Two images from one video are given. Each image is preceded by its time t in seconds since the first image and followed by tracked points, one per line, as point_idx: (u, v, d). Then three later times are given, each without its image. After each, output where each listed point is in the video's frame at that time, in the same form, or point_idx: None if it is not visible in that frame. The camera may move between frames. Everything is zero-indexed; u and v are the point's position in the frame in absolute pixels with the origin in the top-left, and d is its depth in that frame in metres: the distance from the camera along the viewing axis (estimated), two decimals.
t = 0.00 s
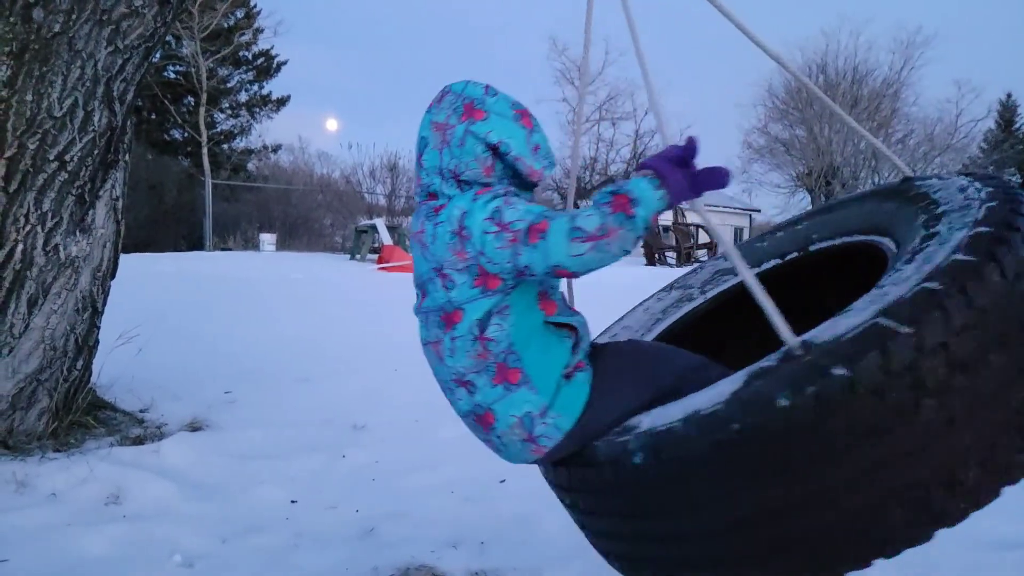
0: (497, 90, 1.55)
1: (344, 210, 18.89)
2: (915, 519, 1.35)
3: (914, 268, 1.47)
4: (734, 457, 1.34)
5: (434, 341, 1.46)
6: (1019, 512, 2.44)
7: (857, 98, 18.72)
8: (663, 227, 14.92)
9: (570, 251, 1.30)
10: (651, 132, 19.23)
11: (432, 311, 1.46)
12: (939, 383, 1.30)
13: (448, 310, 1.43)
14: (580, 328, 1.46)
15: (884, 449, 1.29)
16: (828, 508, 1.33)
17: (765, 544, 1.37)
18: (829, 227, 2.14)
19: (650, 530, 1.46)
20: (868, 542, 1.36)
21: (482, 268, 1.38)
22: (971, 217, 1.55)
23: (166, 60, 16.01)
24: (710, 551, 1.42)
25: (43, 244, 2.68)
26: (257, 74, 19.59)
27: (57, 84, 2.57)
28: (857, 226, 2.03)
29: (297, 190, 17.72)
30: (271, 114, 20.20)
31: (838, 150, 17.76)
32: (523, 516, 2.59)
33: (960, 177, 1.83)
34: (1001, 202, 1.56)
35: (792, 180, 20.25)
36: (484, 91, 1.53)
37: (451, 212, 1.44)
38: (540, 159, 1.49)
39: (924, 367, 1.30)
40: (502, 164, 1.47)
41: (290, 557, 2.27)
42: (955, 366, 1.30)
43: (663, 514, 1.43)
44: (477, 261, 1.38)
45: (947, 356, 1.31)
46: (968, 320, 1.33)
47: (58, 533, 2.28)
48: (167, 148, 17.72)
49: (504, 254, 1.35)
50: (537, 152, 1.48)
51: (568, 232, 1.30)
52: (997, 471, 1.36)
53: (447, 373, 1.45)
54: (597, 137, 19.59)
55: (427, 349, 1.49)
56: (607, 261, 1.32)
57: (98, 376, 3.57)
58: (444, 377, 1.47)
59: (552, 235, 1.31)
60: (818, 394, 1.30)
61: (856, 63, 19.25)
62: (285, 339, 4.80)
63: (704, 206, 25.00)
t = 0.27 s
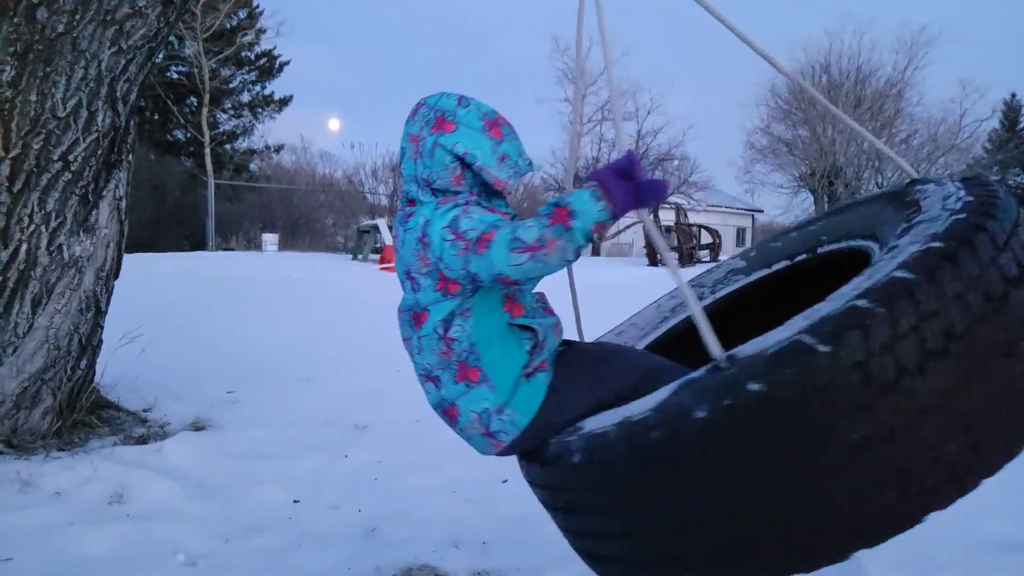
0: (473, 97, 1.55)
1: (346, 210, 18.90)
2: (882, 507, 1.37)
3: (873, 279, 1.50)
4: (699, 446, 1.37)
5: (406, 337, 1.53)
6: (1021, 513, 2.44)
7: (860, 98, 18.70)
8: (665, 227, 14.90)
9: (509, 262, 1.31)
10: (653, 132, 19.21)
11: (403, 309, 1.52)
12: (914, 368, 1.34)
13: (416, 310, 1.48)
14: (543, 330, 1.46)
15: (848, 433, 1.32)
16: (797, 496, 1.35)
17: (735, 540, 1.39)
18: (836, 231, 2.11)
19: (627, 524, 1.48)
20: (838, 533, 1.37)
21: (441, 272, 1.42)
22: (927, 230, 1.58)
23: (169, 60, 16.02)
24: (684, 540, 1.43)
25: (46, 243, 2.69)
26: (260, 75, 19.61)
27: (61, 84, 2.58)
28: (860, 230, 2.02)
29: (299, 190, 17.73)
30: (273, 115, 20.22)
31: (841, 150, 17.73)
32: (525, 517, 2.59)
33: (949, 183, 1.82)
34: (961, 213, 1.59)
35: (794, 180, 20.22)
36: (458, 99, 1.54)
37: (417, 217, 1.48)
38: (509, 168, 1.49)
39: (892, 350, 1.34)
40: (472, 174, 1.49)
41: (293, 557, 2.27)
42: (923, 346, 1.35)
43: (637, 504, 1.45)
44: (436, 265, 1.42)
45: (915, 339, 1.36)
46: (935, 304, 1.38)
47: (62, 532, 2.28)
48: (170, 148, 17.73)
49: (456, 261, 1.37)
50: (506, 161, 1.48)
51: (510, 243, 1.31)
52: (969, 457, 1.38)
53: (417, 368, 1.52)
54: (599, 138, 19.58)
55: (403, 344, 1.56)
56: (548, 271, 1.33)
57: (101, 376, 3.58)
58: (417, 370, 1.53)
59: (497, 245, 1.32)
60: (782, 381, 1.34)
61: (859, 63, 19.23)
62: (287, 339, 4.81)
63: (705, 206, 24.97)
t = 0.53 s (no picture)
0: (453, 106, 1.69)
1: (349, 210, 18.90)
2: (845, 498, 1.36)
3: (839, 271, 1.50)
4: (660, 435, 1.38)
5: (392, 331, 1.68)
6: None
7: (864, 97, 18.66)
8: (668, 227, 14.87)
9: (459, 267, 1.42)
10: (656, 132, 19.18)
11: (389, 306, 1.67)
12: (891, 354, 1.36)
13: (396, 307, 1.63)
14: (510, 328, 1.57)
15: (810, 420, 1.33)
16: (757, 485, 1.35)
17: (699, 532, 1.39)
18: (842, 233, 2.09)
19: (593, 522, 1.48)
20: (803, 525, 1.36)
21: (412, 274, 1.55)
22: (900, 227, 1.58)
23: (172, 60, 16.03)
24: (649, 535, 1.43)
25: (51, 243, 2.69)
26: (263, 74, 19.60)
27: (65, 84, 2.59)
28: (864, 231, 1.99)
29: (302, 190, 17.74)
30: (276, 115, 20.22)
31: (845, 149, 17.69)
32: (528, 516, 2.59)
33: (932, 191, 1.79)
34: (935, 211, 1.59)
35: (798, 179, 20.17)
36: (438, 109, 1.68)
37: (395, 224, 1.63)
38: (484, 172, 1.62)
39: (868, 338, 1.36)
40: (449, 179, 1.62)
41: (297, 556, 2.28)
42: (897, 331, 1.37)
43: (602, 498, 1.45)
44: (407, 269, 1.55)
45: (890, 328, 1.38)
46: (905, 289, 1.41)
47: (67, 530, 2.29)
48: (173, 148, 17.75)
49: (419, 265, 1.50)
50: (480, 167, 1.61)
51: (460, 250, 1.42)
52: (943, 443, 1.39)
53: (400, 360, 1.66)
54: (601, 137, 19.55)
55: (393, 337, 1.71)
56: (497, 275, 1.43)
57: (106, 375, 3.58)
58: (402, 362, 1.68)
59: (449, 251, 1.44)
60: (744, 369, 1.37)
61: (862, 62, 19.18)
62: (290, 339, 4.81)
63: (708, 206, 24.94)
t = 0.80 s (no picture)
0: (439, 112, 1.84)
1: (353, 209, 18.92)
2: (781, 497, 1.30)
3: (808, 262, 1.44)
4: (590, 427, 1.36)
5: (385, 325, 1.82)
6: None
7: (869, 97, 18.59)
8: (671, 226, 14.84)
9: (421, 268, 1.55)
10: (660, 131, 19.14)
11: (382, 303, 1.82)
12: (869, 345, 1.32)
13: (385, 303, 1.77)
14: (484, 326, 1.68)
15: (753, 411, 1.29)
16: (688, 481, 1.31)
17: (630, 527, 1.36)
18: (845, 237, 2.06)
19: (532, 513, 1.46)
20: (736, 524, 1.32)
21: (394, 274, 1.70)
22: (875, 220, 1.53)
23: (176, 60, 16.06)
24: (583, 530, 1.41)
25: (56, 243, 2.70)
26: (266, 74, 19.60)
27: (69, 84, 2.59)
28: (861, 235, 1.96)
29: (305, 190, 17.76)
30: (280, 114, 20.24)
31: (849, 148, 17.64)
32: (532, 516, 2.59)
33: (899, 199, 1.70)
34: (909, 207, 1.54)
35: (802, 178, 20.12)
36: (425, 116, 1.84)
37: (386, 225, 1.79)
38: (463, 175, 1.76)
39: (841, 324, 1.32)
40: (431, 183, 1.79)
41: (301, 555, 2.28)
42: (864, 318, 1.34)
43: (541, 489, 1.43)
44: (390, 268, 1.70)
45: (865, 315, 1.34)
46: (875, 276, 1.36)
47: (73, 529, 2.30)
48: (177, 148, 17.78)
49: (396, 266, 1.63)
50: (458, 172, 1.76)
51: (423, 252, 1.55)
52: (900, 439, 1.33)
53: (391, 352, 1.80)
54: (605, 137, 19.52)
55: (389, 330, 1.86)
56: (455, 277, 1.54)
57: (110, 374, 3.60)
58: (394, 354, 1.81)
59: (415, 253, 1.57)
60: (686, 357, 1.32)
61: (867, 61, 19.12)
62: (294, 338, 4.82)
63: (712, 205, 24.91)
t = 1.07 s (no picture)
0: (431, 115, 1.91)
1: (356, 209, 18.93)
2: (703, 506, 1.21)
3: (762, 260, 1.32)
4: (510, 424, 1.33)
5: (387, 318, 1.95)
6: None
7: (873, 96, 18.52)
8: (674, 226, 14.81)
9: (393, 267, 1.67)
10: (663, 131, 19.11)
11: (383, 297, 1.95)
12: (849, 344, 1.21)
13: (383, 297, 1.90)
14: (463, 320, 1.77)
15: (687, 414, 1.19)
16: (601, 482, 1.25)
17: (545, 521, 1.31)
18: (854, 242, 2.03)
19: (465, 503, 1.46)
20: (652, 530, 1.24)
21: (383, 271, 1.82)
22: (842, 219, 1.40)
23: (180, 60, 16.09)
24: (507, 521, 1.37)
25: (61, 242, 2.71)
26: (270, 73, 19.60)
27: (74, 84, 2.60)
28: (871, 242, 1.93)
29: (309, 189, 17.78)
30: (283, 114, 20.26)
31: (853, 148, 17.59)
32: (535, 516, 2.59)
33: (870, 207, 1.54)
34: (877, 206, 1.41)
35: (805, 177, 20.07)
36: (417, 119, 1.92)
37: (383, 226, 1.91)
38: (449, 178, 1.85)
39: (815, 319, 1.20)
40: (421, 187, 1.88)
41: (305, 555, 2.28)
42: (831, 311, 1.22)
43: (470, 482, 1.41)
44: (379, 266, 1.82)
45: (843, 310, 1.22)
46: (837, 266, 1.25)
47: (77, 528, 2.30)
48: (181, 148, 17.82)
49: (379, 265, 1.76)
50: (444, 175, 1.85)
51: (393, 252, 1.66)
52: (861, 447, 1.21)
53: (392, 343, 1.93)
54: (609, 136, 19.49)
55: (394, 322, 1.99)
56: (422, 274, 1.67)
57: (115, 374, 3.61)
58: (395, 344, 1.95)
59: (389, 253, 1.68)
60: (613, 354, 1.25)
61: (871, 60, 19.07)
62: (297, 337, 4.83)
63: (716, 205, 24.88)
